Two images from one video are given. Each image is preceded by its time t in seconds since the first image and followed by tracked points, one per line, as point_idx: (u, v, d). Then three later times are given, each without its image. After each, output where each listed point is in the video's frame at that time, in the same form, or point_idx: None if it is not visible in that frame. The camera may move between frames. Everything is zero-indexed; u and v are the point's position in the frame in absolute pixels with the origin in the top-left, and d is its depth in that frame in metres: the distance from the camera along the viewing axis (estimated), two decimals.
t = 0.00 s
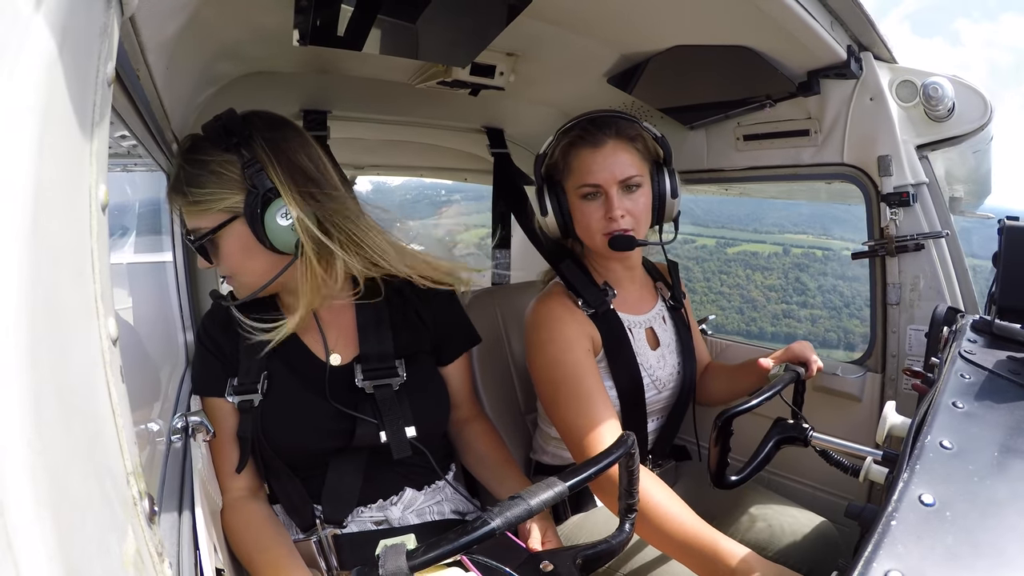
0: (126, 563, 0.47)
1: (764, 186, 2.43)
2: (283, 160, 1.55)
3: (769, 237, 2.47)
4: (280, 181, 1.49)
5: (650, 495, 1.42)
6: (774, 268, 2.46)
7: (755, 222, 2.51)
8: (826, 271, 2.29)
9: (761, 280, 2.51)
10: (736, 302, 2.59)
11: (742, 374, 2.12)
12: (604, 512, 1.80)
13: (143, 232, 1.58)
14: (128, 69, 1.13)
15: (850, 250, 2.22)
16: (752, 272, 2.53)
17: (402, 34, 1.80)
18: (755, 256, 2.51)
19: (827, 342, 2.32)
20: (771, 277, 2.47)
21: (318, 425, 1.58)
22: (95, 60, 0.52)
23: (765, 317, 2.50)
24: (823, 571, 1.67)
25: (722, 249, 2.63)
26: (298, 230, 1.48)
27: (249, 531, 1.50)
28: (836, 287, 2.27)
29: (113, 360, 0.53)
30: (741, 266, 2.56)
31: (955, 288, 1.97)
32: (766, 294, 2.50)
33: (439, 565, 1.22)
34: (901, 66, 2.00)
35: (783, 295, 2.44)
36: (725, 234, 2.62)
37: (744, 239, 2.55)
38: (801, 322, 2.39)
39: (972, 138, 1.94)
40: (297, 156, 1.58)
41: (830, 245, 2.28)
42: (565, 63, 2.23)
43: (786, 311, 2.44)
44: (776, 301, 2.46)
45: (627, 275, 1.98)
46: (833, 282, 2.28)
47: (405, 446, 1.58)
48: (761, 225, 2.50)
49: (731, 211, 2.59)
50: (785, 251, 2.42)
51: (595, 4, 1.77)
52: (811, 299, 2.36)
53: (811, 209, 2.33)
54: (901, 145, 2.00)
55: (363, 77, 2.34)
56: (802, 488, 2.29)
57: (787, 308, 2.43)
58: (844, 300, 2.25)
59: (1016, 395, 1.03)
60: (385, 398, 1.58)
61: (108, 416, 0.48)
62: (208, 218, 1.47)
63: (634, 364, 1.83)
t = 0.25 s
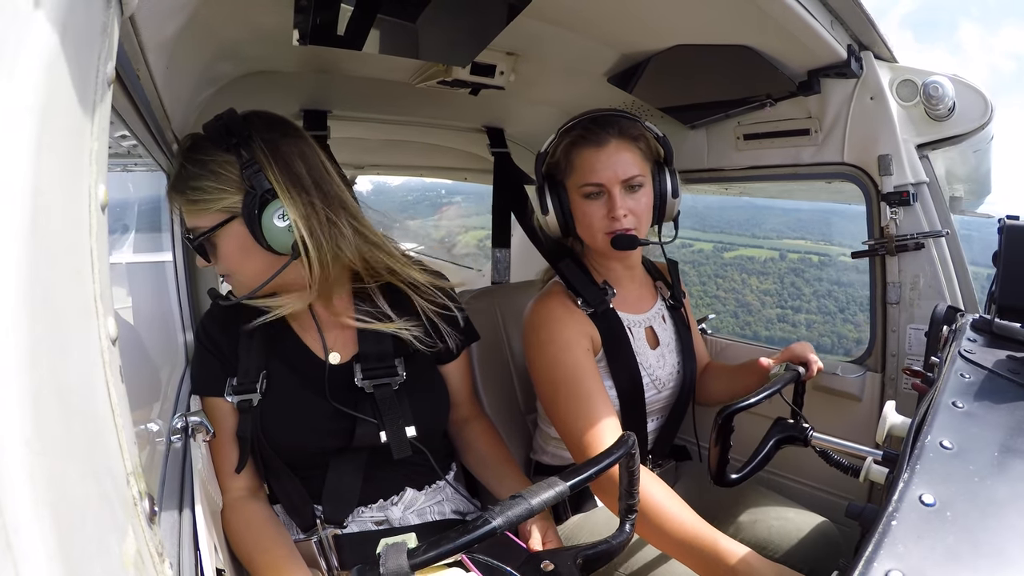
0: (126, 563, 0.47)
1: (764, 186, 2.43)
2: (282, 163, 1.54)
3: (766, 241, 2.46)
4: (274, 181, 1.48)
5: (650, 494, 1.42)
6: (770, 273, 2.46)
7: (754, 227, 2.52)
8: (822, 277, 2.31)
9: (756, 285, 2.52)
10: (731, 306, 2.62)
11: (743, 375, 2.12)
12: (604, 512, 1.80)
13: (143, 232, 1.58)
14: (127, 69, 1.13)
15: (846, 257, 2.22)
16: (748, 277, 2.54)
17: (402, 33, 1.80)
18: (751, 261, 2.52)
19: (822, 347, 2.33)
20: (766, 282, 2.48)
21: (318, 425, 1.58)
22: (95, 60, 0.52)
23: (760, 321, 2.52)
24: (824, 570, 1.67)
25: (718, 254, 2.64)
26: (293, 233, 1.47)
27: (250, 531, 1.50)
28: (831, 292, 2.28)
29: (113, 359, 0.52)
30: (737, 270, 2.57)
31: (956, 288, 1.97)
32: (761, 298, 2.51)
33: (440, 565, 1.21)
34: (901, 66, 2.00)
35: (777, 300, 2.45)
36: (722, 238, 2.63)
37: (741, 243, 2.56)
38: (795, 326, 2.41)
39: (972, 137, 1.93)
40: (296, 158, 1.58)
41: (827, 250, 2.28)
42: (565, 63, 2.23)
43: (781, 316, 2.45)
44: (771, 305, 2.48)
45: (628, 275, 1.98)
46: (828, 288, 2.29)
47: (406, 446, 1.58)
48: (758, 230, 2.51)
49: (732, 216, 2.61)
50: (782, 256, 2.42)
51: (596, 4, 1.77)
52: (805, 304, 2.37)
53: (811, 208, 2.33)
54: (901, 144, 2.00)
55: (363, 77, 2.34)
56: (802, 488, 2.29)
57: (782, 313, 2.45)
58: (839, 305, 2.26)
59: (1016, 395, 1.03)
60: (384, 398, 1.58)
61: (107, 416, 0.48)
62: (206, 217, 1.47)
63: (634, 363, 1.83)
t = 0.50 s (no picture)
0: (126, 563, 0.47)
1: (764, 186, 2.43)
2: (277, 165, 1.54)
3: (762, 246, 2.45)
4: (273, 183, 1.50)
5: (652, 494, 1.42)
6: (766, 277, 2.46)
7: (749, 232, 2.50)
8: (818, 282, 2.31)
9: (751, 289, 2.52)
10: (726, 310, 2.61)
11: (742, 375, 2.13)
12: (605, 511, 1.80)
13: (143, 232, 1.58)
14: (127, 69, 1.13)
15: (843, 262, 2.24)
16: (743, 280, 2.54)
17: (402, 33, 1.80)
18: (746, 265, 2.51)
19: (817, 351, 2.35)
20: (762, 287, 2.48)
21: (317, 425, 1.58)
22: (95, 60, 0.53)
23: (754, 326, 2.52)
24: (825, 570, 1.67)
25: (715, 258, 2.62)
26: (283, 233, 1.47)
27: (250, 531, 1.50)
28: (826, 297, 2.29)
29: (113, 359, 0.53)
30: (733, 275, 2.56)
31: (956, 287, 1.97)
32: (756, 302, 2.51)
33: (441, 565, 1.21)
34: (901, 65, 2.00)
35: (772, 304, 2.45)
36: (718, 243, 2.61)
37: (737, 247, 2.54)
38: (789, 332, 2.41)
39: (972, 137, 1.93)
40: (295, 160, 1.58)
41: (823, 255, 2.29)
42: (565, 63, 2.23)
43: (775, 320, 2.45)
44: (766, 309, 2.48)
45: (625, 275, 1.98)
46: (823, 292, 2.30)
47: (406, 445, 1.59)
48: (754, 234, 2.48)
49: (730, 220, 2.58)
50: (777, 261, 2.41)
51: (596, 4, 1.76)
52: (799, 309, 2.38)
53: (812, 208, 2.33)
54: (901, 144, 2.00)
55: (363, 77, 2.34)
56: (802, 488, 2.29)
57: (776, 317, 2.44)
58: (833, 310, 2.28)
59: (1016, 394, 1.03)
60: (384, 397, 1.59)
61: (107, 416, 0.48)
62: (204, 215, 1.47)
63: (631, 362, 1.84)
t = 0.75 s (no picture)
0: (126, 564, 0.47)
1: (764, 186, 2.43)
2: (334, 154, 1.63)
3: (760, 253, 2.43)
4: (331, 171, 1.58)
5: (652, 493, 1.42)
6: (761, 283, 2.45)
7: (752, 239, 2.46)
8: (813, 288, 2.31)
9: (747, 295, 2.51)
10: (722, 314, 2.61)
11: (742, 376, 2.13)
12: (605, 511, 1.79)
13: (143, 232, 1.58)
14: (127, 69, 1.13)
15: (840, 269, 2.24)
16: (739, 286, 2.53)
17: (402, 34, 1.80)
18: (744, 271, 2.49)
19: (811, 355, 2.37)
20: (757, 292, 2.47)
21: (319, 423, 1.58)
22: (95, 61, 0.53)
23: (749, 330, 2.52)
24: (824, 571, 1.67)
25: (712, 264, 2.60)
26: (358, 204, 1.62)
27: (251, 531, 1.50)
28: (821, 304, 2.30)
29: (113, 360, 0.53)
30: (729, 281, 2.55)
31: (956, 288, 1.97)
32: (751, 308, 2.51)
33: (441, 565, 1.21)
34: (901, 65, 2.00)
35: (768, 309, 2.44)
36: (717, 249, 2.58)
37: (733, 254, 2.52)
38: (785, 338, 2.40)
39: (972, 137, 1.93)
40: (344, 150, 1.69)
41: (820, 262, 2.28)
42: (565, 63, 2.23)
43: (770, 326, 2.45)
44: (762, 315, 2.47)
45: (624, 275, 1.98)
46: (819, 299, 2.30)
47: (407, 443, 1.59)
48: (750, 241, 2.47)
49: (731, 227, 2.54)
50: (774, 267, 2.40)
51: (596, 4, 1.77)
52: (795, 314, 2.38)
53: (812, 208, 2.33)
54: (901, 144, 2.00)
55: (363, 76, 2.34)
56: (802, 488, 2.29)
57: (771, 323, 2.44)
58: (828, 315, 2.29)
59: (1016, 394, 1.03)
60: (386, 396, 1.59)
61: (107, 417, 0.48)
62: (272, 179, 1.48)
63: (630, 362, 1.84)
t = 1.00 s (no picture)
0: (126, 563, 0.47)
1: (764, 186, 2.43)
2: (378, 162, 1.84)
3: (758, 261, 2.42)
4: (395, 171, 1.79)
5: (652, 490, 1.42)
6: (759, 290, 2.46)
7: (753, 247, 2.44)
8: (809, 297, 2.33)
9: (743, 302, 2.52)
10: (718, 321, 2.62)
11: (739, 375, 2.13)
12: (605, 510, 1.79)
13: (143, 231, 1.58)
14: (128, 69, 1.13)
15: (836, 277, 2.24)
16: (735, 293, 2.53)
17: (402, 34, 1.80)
18: (741, 279, 2.50)
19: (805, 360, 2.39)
20: (754, 300, 2.48)
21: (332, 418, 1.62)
22: (95, 60, 0.53)
23: (745, 337, 2.54)
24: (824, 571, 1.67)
25: (709, 271, 2.58)
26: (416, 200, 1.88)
27: (253, 531, 1.49)
28: (816, 312, 2.32)
29: (113, 360, 0.53)
30: (726, 288, 2.55)
31: (956, 288, 1.97)
32: (746, 315, 2.53)
33: (441, 564, 1.21)
34: (901, 66, 2.00)
35: (764, 317, 2.47)
36: (716, 256, 2.55)
37: (732, 261, 2.51)
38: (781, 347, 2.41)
39: (972, 138, 1.93)
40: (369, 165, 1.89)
41: (817, 269, 2.29)
42: (565, 63, 2.23)
43: (765, 333, 2.47)
44: (758, 322, 2.49)
45: (625, 275, 1.98)
46: (815, 306, 2.32)
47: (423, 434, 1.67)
48: (748, 249, 2.46)
49: (731, 234, 2.52)
50: (771, 275, 2.40)
51: (596, 4, 1.76)
52: (790, 322, 2.40)
53: (812, 208, 2.33)
54: (901, 145, 2.00)
55: (363, 77, 2.34)
56: (801, 488, 2.29)
57: (767, 330, 2.46)
58: (823, 323, 2.31)
59: (1016, 395, 1.03)
60: (402, 388, 1.67)
61: (108, 417, 0.48)
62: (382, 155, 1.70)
63: (631, 362, 1.84)
